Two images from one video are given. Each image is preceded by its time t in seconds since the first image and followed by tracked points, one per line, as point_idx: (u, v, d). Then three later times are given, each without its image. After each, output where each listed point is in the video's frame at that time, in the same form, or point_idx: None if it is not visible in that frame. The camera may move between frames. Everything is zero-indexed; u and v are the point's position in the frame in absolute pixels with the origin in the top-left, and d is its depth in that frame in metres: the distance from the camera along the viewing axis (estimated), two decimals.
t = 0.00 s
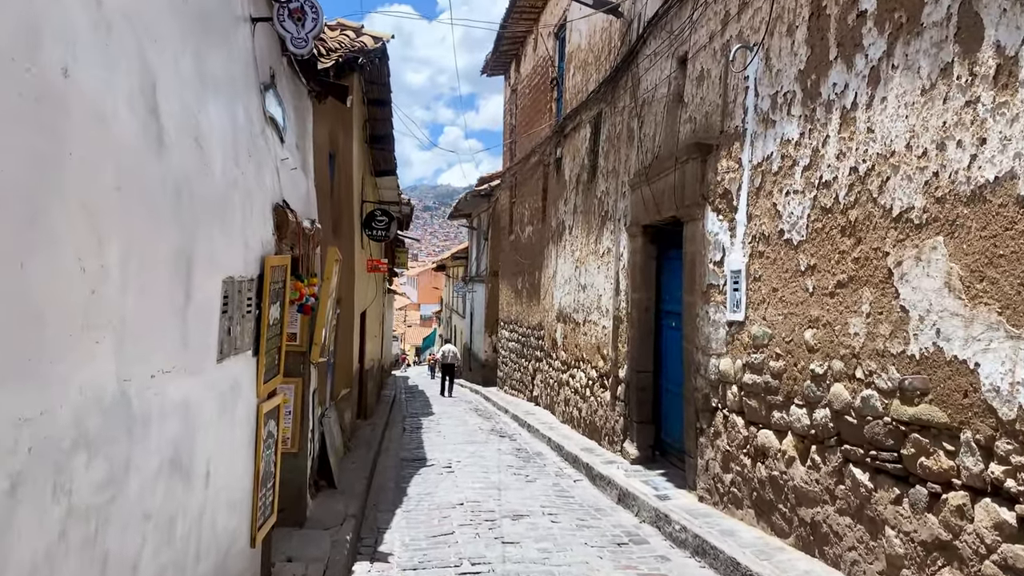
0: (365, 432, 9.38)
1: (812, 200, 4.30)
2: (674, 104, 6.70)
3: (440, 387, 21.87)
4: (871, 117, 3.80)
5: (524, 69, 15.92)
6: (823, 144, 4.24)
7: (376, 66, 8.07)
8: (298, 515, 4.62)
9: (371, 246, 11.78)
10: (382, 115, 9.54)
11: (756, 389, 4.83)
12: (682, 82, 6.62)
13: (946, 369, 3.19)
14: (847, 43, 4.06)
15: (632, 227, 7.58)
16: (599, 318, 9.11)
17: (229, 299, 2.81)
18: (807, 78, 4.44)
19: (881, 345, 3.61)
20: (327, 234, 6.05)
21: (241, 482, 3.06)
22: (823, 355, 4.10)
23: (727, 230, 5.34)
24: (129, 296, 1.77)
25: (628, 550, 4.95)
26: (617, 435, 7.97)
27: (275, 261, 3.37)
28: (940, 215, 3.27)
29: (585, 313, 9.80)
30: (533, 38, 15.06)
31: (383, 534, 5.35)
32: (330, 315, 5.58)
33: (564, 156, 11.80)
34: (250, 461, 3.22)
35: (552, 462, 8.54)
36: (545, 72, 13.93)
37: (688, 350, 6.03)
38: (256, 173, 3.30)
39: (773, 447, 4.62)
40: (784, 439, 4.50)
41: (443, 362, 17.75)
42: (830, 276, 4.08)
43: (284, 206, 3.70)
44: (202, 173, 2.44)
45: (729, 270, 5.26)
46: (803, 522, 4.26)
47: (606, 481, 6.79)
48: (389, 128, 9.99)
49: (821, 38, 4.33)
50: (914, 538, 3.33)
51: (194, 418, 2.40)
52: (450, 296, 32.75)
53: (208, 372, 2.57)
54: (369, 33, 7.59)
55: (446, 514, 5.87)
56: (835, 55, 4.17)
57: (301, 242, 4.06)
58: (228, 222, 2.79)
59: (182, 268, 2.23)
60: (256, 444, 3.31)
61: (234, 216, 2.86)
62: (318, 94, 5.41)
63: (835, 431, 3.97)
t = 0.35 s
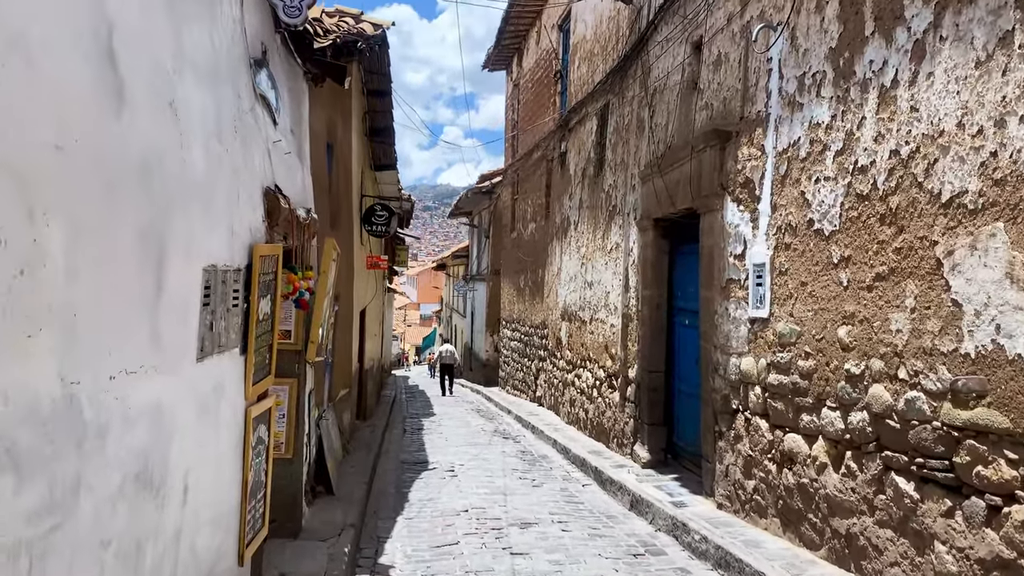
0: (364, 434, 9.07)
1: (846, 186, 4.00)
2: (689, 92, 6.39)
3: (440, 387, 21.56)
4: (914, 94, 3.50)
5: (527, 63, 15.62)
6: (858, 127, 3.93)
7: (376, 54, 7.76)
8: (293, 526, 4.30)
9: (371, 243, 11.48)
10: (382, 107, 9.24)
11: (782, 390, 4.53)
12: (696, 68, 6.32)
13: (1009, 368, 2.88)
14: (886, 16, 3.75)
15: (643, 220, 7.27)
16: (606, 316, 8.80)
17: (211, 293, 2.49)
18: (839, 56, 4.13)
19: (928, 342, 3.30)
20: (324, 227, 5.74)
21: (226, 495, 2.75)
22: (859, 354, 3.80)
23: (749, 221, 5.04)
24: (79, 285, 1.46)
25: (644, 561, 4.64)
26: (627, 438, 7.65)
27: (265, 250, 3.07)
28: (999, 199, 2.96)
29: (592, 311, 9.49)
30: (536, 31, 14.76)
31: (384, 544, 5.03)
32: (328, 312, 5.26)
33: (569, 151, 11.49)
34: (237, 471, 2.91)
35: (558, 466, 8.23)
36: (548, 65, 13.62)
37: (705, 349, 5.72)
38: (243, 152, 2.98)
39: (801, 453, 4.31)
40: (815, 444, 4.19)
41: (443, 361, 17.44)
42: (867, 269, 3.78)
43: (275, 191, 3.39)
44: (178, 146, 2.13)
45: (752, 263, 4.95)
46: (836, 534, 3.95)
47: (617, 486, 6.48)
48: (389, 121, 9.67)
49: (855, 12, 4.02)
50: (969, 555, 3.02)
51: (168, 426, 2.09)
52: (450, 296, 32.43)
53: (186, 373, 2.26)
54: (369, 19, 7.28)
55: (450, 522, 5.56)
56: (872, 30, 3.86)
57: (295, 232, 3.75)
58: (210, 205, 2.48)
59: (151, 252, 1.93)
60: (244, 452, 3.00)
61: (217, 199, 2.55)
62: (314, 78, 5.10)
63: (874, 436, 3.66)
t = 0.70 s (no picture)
0: (362, 436, 8.74)
1: (884, 170, 3.67)
2: (704, 76, 6.07)
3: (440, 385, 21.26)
4: (966, 65, 3.16)
5: (529, 56, 15.30)
6: (898, 104, 3.60)
7: (375, 40, 7.43)
8: (283, 539, 3.97)
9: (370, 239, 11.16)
10: (381, 96, 8.91)
11: (811, 391, 4.20)
12: (711, 51, 5.99)
13: None
14: None
15: (654, 213, 6.94)
16: (613, 313, 8.48)
17: (178, 282, 2.16)
18: (876, 29, 3.80)
19: (985, 340, 2.98)
20: (319, 218, 5.41)
21: (200, 513, 2.41)
22: (901, 352, 3.47)
23: (772, 210, 4.71)
24: None
25: None
26: (636, 440, 7.33)
27: (246, 235, 2.73)
28: None
29: (598, 308, 9.17)
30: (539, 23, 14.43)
31: (382, 556, 4.70)
32: (321, 308, 4.92)
33: (573, 144, 11.17)
34: (215, 484, 2.58)
35: (564, 469, 7.90)
36: (551, 58, 13.29)
37: (722, 348, 5.39)
38: (222, 125, 2.65)
39: (833, 460, 3.97)
40: (849, 450, 3.86)
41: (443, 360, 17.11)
42: (910, 259, 3.45)
43: (260, 171, 3.06)
44: (137, 106, 1.80)
45: (776, 256, 4.63)
46: (874, 549, 3.61)
47: (627, 493, 6.14)
48: (388, 111, 9.34)
49: None
50: None
51: (121, 437, 1.76)
52: (450, 294, 32.09)
53: (146, 374, 1.94)
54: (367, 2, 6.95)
55: (452, 532, 5.22)
56: None
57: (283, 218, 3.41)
58: (180, 181, 2.15)
59: (93, 227, 1.60)
60: (223, 462, 2.67)
61: (189, 174, 2.22)
62: (306, 57, 4.76)
63: (919, 443, 3.33)
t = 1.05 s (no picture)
0: (361, 437, 8.41)
1: (932, 149, 3.36)
2: (721, 58, 5.75)
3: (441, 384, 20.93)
4: None
5: (532, 48, 14.99)
6: (948, 77, 3.28)
7: (375, 23, 7.10)
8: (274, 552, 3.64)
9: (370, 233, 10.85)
10: (381, 84, 8.59)
11: (845, 391, 3.89)
12: (729, 31, 5.68)
13: None
14: None
15: (667, 203, 6.63)
16: (622, 309, 8.17)
17: (143, 266, 1.84)
18: None
19: None
20: (314, 207, 5.09)
21: (173, 530, 2.10)
22: (954, 348, 3.16)
23: (801, 197, 4.40)
24: None
25: None
26: (648, 441, 7.01)
27: (228, 216, 2.42)
28: None
29: (605, 304, 8.85)
30: (542, 14, 14.12)
31: (382, 567, 4.38)
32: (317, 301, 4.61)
33: (578, 135, 10.86)
34: (191, 498, 2.27)
35: (571, 471, 7.59)
36: (556, 48, 12.98)
37: (743, 344, 5.07)
38: (201, 88, 2.32)
39: (871, 465, 3.66)
40: (891, 455, 3.54)
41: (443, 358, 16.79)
42: (964, 246, 3.14)
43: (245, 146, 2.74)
44: (83, 47, 1.49)
45: (805, 245, 4.32)
46: (921, 564, 3.30)
47: (641, 497, 5.83)
48: (389, 100, 9.02)
49: None
50: None
51: (65, 446, 1.44)
52: (451, 292, 31.76)
53: (102, 370, 1.62)
54: None
55: (457, 540, 4.91)
56: None
57: (273, 201, 3.09)
58: (144, 144, 1.83)
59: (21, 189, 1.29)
60: (201, 473, 2.35)
61: (157, 138, 1.90)
62: (301, 32, 4.44)
63: (975, 448, 3.02)
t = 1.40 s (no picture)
0: (360, 438, 8.10)
1: (987, 129, 3.05)
2: (740, 40, 5.43)
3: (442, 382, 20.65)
4: None
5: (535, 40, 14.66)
6: (1005, 48, 2.96)
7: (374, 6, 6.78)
8: (264, 569, 3.33)
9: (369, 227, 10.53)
10: (380, 72, 8.27)
11: (883, 394, 3.58)
12: (748, 11, 5.36)
13: None
14: None
15: (681, 194, 6.32)
16: (631, 305, 7.86)
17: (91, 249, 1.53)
18: None
19: None
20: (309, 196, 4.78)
21: (135, 562, 1.79)
22: (1014, 348, 2.85)
23: (832, 184, 4.10)
24: None
25: None
26: (659, 444, 6.71)
27: (202, 197, 2.11)
28: None
29: (613, 301, 8.54)
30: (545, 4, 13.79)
31: None
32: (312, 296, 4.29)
33: (584, 127, 10.55)
34: (159, 526, 1.95)
35: (579, 474, 7.29)
36: (560, 38, 12.65)
37: (766, 343, 4.76)
38: (173, 50, 2.01)
39: (914, 475, 3.35)
40: (937, 465, 3.23)
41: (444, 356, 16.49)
42: None
43: (225, 120, 2.43)
44: None
45: (837, 236, 4.01)
46: None
47: (655, 503, 5.52)
48: (388, 89, 8.71)
49: None
50: None
51: None
52: (451, 289, 31.45)
53: (34, 377, 1.32)
54: None
55: (461, 551, 4.60)
56: None
57: (258, 184, 2.78)
58: (92, 104, 1.52)
59: None
60: (171, 493, 2.03)
61: (110, 98, 1.59)
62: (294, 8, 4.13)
63: None
